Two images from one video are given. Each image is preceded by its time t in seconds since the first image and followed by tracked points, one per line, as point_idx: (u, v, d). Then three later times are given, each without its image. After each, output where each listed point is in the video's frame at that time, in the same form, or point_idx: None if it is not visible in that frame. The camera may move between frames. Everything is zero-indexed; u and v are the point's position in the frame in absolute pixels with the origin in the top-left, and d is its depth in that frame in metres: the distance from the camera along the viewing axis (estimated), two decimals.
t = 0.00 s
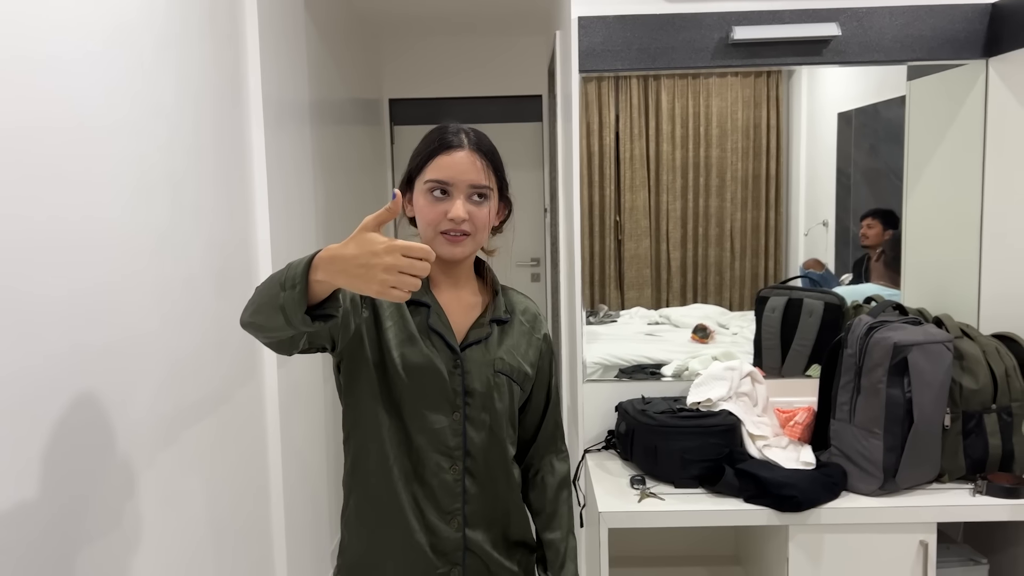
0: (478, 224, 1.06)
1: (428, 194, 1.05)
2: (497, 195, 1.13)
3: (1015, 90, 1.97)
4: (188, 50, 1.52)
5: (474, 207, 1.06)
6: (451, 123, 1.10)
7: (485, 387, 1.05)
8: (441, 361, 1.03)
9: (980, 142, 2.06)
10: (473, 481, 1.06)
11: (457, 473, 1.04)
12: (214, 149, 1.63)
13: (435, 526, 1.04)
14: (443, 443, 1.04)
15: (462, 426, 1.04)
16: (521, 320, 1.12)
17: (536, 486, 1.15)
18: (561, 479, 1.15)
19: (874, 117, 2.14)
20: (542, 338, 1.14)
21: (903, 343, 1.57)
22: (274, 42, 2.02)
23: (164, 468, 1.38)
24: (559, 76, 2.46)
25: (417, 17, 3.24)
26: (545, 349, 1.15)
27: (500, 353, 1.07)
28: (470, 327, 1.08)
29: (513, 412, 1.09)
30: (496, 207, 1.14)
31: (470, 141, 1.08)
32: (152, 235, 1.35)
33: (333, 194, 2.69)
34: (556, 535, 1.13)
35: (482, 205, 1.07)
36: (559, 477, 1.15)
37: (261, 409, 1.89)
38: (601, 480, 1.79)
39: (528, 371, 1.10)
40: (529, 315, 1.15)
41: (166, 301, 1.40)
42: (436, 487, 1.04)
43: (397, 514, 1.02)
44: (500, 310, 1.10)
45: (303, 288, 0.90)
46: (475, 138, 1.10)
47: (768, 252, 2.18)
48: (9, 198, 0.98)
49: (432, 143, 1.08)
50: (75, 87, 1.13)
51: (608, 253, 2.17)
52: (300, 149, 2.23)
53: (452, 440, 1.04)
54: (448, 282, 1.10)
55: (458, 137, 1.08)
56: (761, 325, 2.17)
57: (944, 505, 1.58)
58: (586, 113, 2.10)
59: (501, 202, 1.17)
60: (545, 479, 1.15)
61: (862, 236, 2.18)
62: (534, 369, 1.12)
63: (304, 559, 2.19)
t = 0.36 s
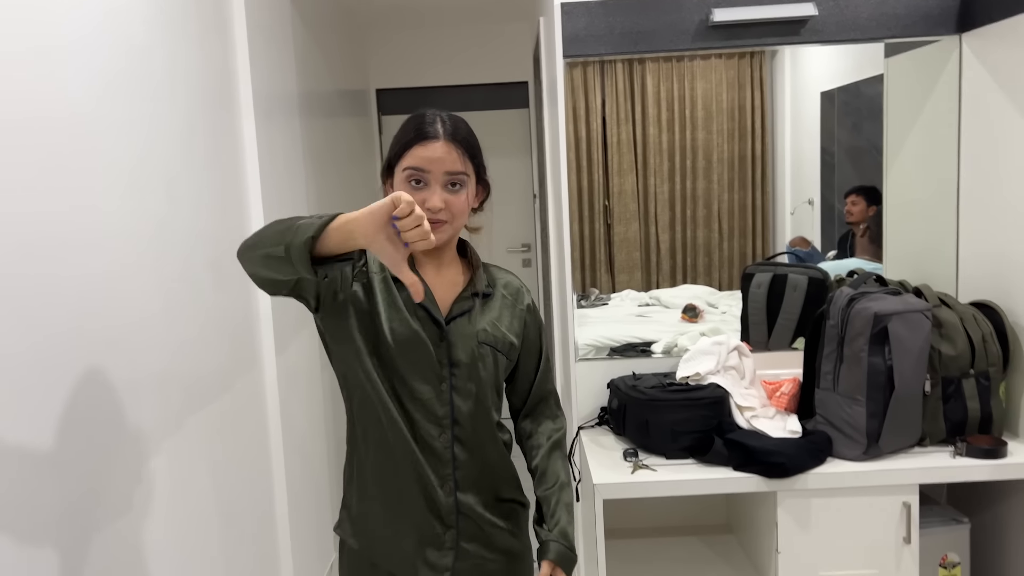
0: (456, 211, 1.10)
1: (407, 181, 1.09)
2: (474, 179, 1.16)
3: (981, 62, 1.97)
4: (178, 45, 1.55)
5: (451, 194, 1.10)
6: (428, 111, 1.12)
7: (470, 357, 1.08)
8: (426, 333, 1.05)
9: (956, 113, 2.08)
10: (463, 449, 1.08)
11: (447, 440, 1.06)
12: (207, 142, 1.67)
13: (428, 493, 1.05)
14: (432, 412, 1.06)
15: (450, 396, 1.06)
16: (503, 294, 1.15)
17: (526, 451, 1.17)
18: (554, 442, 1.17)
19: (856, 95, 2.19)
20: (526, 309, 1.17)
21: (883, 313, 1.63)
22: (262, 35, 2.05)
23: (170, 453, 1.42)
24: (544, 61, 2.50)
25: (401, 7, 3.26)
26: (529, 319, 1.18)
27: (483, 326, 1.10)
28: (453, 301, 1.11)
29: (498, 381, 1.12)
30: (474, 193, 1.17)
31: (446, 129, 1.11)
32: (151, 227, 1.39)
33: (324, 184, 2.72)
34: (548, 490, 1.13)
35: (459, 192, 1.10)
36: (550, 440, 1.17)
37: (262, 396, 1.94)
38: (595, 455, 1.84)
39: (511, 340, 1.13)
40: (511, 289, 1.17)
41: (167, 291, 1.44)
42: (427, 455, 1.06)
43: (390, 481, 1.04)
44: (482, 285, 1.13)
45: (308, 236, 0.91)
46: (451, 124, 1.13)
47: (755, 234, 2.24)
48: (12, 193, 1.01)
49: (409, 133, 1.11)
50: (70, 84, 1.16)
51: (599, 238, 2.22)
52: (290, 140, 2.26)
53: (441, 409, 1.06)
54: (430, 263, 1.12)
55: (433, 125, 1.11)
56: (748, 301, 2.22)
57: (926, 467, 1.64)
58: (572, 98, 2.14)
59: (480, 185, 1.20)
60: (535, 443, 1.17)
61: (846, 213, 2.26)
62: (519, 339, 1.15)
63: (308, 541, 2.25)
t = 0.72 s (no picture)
0: (445, 197, 1.10)
1: (396, 168, 1.09)
2: (464, 165, 1.16)
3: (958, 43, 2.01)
4: (166, 29, 1.55)
5: (440, 180, 1.10)
6: (416, 94, 1.11)
7: (467, 338, 1.10)
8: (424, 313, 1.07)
9: (933, 90, 2.10)
10: (461, 426, 1.10)
11: (445, 418, 1.08)
12: (196, 126, 1.67)
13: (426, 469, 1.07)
14: (431, 390, 1.07)
15: (448, 375, 1.08)
16: (496, 278, 1.17)
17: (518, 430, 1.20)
18: (547, 421, 1.19)
19: (835, 76, 2.23)
20: (517, 292, 1.19)
21: (864, 289, 1.66)
22: (247, 19, 2.04)
23: (166, 436, 1.43)
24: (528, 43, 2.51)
25: None
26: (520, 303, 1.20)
27: (480, 307, 1.12)
28: (450, 283, 1.12)
29: (492, 361, 1.14)
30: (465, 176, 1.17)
31: (435, 114, 1.11)
32: (144, 211, 1.39)
33: (309, 169, 2.72)
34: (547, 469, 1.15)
35: (448, 177, 1.10)
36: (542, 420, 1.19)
37: (253, 380, 1.95)
38: (585, 432, 1.87)
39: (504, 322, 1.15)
40: (503, 273, 1.19)
41: (160, 275, 1.45)
42: (425, 432, 1.07)
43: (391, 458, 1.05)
44: (477, 268, 1.15)
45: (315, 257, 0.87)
46: (441, 109, 1.12)
47: (736, 216, 2.28)
48: (15, 177, 1.02)
49: (398, 118, 1.11)
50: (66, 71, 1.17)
51: (581, 221, 2.23)
52: (276, 124, 2.26)
53: (439, 387, 1.08)
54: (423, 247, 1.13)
55: (423, 110, 1.10)
56: (731, 281, 2.26)
57: (907, 439, 1.68)
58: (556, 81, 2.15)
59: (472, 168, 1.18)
60: (527, 422, 1.19)
61: (826, 193, 2.29)
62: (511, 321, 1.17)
63: (300, 523, 2.27)
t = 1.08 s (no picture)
0: (445, 200, 1.08)
1: (393, 173, 1.07)
2: (464, 166, 1.13)
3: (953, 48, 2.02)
4: (160, 29, 1.53)
5: (439, 183, 1.07)
6: (412, 97, 1.09)
7: (468, 347, 1.08)
8: (424, 323, 1.05)
9: (928, 96, 2.12)
10: (462, 437, 1.08)
11: (446, 430, 1.07)
12: (189, 127, 1.64)
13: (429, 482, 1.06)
14: (432, 402, 1.06)
15: (448, 385, 1.06)
16: (496, 285, 1.15)
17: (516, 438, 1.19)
18: (543, 431, 1.20)
19: (822, 79, 2.22)
20: (517, 300, 1.17)
21: (862, 293, 1.66)
22: (239, 19, 2.02)
23: (159, 442, 1.40)
24: (521, 45, 2.50)
25: None
26: (519, 310, 1.18)
27: (480, 314, 1.10)
28: (450, 291, 1.10)
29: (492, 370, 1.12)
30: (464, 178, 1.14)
31: (431, 116, 1.08)
32: (139, 213, 1.37)
33: (299, 170, 2.69)
34: (545, 483, 1.20)
35: (448, 180, 1.08)
36: (538, 429, 1.20)
37: (245, 385, 1.92)
38: (581, 436, 1.87)
39: (503, 330, 1.13)
40: (504, 279, 1.17)
41: (154, 278, 1.42)
42: (427, 445, 1.06)
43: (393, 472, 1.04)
44: (478, 274, 1.13)
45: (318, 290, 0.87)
46: (438, 110, 1.10)
47: (722, 218, 2.27)
48: (8, 179, 1.00)
49: (394, 121, 1.08)
50: (62, 75, 1.15)
51: (569, 222, 2.23)
52: (267, 125, 2.23)
53: (440, 399, 1.06)
54: (424, 251, 1.11)
55: (419, 112, 1.08)
56: (725, 283, 2.26)
57: (904, 443, 1.69)
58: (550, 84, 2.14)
59: (471, 169, 1.15)
60: (525, 431, 1.19)
61: (814, 196, 2.27)
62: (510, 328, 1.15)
63: (291, 529, 2.24)
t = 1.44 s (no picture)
0: (458, 222, 1.05)
1: (404, 195, 1.03)
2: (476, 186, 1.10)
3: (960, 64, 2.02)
4: (161, 35, 1.49)
5: (452, 206, 1.04)
6: (424, 115, 1.05)
7: (488, 366, 1.05)
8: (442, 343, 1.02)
9: (934, 111, 2.12)
10: (484, 459, 1.05)
11: (469, 452, 1.04)
12: (189, 136, 1.61)
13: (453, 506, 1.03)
14: (453, 423, 1.03)
15: (469, 406, 1.03)
16: (513, 301, 1.11)
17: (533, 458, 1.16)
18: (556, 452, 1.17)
19: (818, 92, 2.21)
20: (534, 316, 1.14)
21: (872, 309, 1.64)
22: (239, 26, 1.98)
23: (158, 461, 1.36)
24: (522, 56, 2.47)
25: None
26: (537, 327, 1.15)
27: (497, 332, 1.06)
28: (466, 309, 1.07)
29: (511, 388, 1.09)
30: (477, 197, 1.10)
31: (443, 137, 1.04)
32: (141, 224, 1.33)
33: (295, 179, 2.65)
34: (556, 505, 1.16)
35: (460, 202, 1.05)
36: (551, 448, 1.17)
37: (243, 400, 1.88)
38: (587, 453, 1.83)
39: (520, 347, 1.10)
40: (521, 295, 1.13)
41: (155, 292, 1.38)
42: (449, 468, 1.03)
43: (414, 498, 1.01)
44: (493, 291, 1.09)
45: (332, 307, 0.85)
46: (450, 130, 1.06)
47: (716, 228, 2.25)
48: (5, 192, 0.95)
49: (404, 142, 1.04)
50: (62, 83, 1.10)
51: (564, 232, 2.20)
52: (266, 134, 2.19)
53: (461, 420, 1.03)
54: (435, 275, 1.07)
55: (430, 133, 1.04)
56: (729, 295, 2.23)
57: (915, 461, 1.66)
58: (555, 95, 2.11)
59: (484, 185, 1.12)
60: (543, 451, 1.16)
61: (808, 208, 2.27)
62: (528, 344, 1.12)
63: (287, 546, 2.19)
